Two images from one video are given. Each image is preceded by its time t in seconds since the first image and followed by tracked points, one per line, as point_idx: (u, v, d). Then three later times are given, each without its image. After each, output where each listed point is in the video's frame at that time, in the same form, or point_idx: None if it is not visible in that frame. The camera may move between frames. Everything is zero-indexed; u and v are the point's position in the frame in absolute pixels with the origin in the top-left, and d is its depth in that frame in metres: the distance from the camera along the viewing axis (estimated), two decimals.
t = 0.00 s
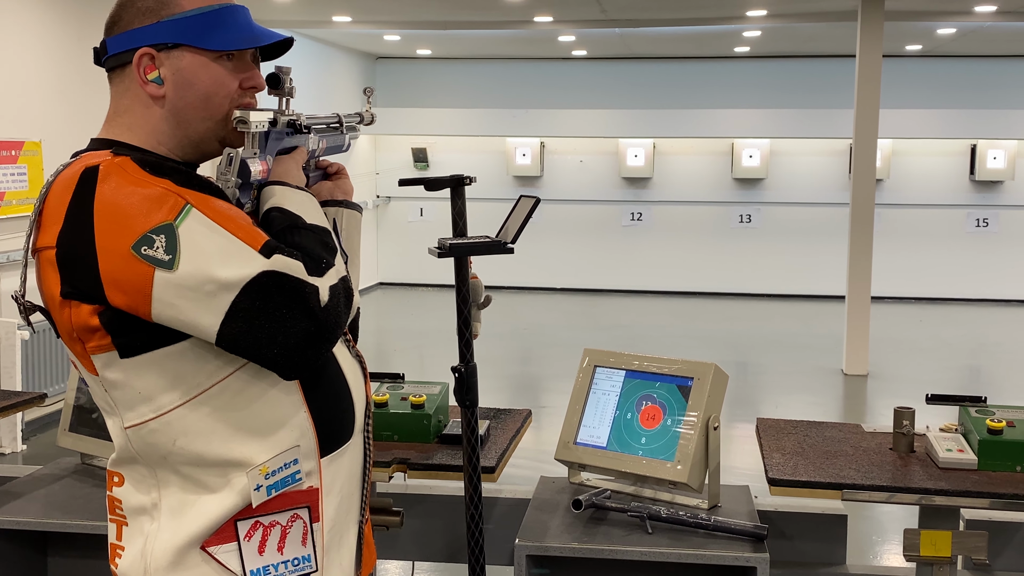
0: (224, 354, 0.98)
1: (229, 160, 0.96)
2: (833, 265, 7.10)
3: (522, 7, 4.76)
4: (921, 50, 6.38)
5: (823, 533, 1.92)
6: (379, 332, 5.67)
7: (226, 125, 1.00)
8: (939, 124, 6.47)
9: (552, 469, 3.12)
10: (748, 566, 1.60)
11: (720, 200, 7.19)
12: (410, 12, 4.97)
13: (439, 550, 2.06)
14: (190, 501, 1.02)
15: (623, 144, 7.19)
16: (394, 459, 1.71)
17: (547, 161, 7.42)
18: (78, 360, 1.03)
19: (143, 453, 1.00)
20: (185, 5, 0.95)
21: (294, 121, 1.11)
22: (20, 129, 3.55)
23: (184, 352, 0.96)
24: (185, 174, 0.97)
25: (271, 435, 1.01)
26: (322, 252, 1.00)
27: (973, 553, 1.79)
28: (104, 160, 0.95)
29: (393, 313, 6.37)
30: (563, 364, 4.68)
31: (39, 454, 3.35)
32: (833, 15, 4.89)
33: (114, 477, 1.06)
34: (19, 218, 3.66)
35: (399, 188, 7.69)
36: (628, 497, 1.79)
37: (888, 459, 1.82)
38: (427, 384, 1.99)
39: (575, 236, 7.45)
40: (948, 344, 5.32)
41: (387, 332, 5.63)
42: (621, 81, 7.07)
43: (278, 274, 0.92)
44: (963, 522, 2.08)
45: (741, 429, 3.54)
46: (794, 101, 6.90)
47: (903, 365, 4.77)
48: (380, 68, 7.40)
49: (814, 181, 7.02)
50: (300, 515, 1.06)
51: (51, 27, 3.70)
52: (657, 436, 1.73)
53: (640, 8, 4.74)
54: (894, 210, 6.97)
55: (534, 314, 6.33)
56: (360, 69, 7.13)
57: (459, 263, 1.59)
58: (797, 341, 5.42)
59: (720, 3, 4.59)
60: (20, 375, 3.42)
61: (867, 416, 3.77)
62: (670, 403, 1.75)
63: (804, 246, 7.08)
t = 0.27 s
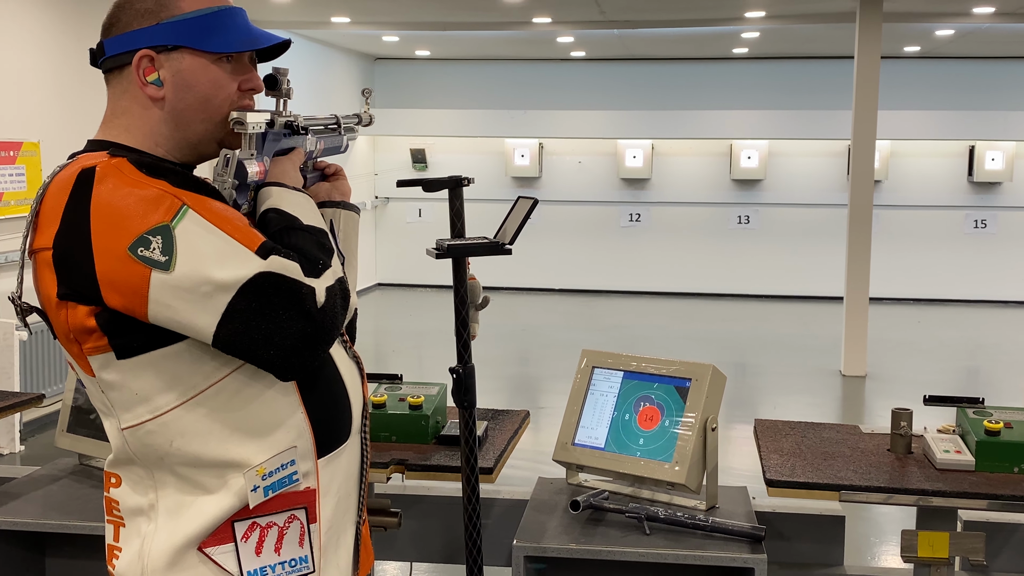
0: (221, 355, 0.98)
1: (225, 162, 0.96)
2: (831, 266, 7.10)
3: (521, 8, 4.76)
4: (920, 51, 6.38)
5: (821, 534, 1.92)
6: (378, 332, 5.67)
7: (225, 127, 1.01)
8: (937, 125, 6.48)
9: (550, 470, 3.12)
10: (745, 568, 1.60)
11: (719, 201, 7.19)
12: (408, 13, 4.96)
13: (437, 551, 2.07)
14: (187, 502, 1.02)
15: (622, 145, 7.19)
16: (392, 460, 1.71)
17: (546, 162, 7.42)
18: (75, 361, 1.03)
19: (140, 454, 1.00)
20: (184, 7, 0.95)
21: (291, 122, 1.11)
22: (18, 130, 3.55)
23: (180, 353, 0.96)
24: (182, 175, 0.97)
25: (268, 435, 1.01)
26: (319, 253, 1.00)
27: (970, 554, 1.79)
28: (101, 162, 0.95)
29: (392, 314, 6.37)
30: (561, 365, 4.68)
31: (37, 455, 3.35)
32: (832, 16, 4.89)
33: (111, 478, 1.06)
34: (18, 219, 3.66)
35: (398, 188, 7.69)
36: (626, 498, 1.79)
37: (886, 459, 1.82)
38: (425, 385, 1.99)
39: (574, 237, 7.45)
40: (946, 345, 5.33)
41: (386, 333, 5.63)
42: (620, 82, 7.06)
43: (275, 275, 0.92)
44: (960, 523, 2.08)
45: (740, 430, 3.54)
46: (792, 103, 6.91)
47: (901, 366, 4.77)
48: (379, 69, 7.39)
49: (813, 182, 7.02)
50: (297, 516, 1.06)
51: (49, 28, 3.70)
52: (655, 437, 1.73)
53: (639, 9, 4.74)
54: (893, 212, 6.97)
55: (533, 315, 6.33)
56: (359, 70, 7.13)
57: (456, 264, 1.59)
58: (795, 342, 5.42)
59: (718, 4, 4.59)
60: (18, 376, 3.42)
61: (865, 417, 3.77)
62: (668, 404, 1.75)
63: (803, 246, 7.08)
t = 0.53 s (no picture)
0: (219, 355, 0.98)
1: (223, 162, 0.96)
2: (830, 266, 7.10)
3: (520, 8, 4.76)
4: (919, 52, 6.39)
5: (820, 535, 1.92)
6: (377, 332, 5.67)
7: (224, 128, 1.01)
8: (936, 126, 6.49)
9: (549, 470, 3.12)
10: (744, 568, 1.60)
11: (717, 201, 7.19)
12: (407, 14, 4.96)
13: (436, 551, 2.07)
14: (186, 502, 1.02)
15: (621, 146, 7.19)
16: (391, 460, 1.71)
17: (545, 162, 7.42)
18: (73, 362, 1.03)
19: (138, 455, 1.00)
20: (185, 8, 0.95)
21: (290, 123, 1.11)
22: (16, 130, 3.55)
23: (178, 354, 0.96)
24: (180, 176, 0.97)
25: (266, 436, 1.01)
26: (318, 254, 1.00)
27: (969, 554, 1.79)
28: (99, 162, 0.95)
29: (391, 314, 6.37)
30: (560, 365, 4.68)
31: (36, 455, 3.35)
32: (831, 17, 4.89)
33: (110, 479, 1.06)
34: (17, 219, 3.66)
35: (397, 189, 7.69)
36: (625, 498, 1.79)
37: (885, 460, 1.82)
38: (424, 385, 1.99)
39: (573, 237, 7.46)
40: (945, 346, 5.33)
41: (385, 333, 5.63)
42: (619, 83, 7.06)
43: (273, 276, 0.92)
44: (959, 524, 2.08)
45: (738, 431, 3.54)
46: (791, 103, 6.91)
47: (900, 367, 4.77)
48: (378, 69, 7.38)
49: (812, 182, 7.02)
50: (296, 517, 1.06)
51: (48, 28, 3.70)
52: (654, 438, 1.73)
53: (638, 10, 4.74)
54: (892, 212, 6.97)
55: (532, 315, 6.33)
56: (358, 70, 7.13)
57: (455, 265, 1.59)
58: (794, 342, 5.42)
59: (718, 5, 4.59)
60: (17, 376, 3.42)
61: (864, 418, 3.78)
62: (667, 404, 1.75)
63: (802, 247, 7.08)
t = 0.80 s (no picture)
0: (218, 355, 0.98)
1: (222, 162, 0.96)
2: (829, 267, 7.11)
3: (519, 9, 4.76)
4: (918, 52, 6.40)
5: (819, 535, 1.92)
6: (377, 333, 5.67)
7: (224, 128, 1.01)
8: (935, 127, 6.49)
9: (548, 470, 3.12)
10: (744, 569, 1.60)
11: (716, 202, 7.20)
12: (406, 14, 4.96)
13: (435, 551, 2.07)
14: (184, 503, 1.02)
15: (621, 147, 7.19)
16: (390, 460, 1.71)
17: (544, 163, 7.42)
18: (72, 362, 1.03)
19: (137, 455, 1.00)
20: (185, 8, 0.95)
21: (289, 123, 1.11)
22: (16, 130, 3.55)
23: (176, 354, 0.96)
24: (178, 176, 0.97)
25: (265, 436, 1.01)
26: (316, 254, 1.00)
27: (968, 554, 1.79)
28: (97, 162, 0.95)
29: (390, 315, 6.37)
30: (559, 366, 4.68)
31: (35, 455, 3.35)
32: (830, 17, 4.89)
33: (108, 479, 1.06)
34: (16, 220, 3.66)
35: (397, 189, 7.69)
36: (624, 499, 1.80)
37: (884, 460, 1.82)
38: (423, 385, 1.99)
39: (572, 238, 7.46)
40: (944, 346, 5.33)
41: (384, 334, 5.63)
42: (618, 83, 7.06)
43: (271, 276, 0.92)
44: (957, 524, 2.09)
45: (737, 431, 3.54)
46: (790, 104, 6.92)
47: (899, 367, 4.78)
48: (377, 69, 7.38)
49: (812, 183, 7.02)
50: (294, 517, 1.06)
51: (48, 28, 3.70)
52: (653, 438, 1.73)
53: (637, 10, 4.74)
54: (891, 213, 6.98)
55: (532, 316, 6.33)
56: (358, 70, 7.13)
57: (454, 265, 1.59)
58: (794, 343, 5.43)
59: (717, 5, 4.60)
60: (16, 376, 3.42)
61: (863, 418, 3.78)
62: (666, 404, 1.75)
63: (801, 247, 7.09)
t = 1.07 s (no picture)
0: (218, 355, 0.98)
1: (221, 162, 0.96)
2: (829, 267, 7.11)
3: (519, 9, 4.76)
4: (918, 53, 6.40)
5: (820, 535, 1.92)
6: (377, 333, 5.67)
7: (223, 129, 1.01)
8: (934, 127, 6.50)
9: (548, 471, 3.12)
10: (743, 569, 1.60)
11: (716, 202, 7.20)
12: (406, 14, 4.96)
13: (435, 551, 2.07)
14: (184, 503, 1.02)
15: (621, 147, 7.19)
16: (390, 461, 1.71)
17: (544, 163, 7.42)
18: (71, 363, 1.03)
19: (136, 455, 1.00)
20: (185, 8, 0.95)
21: (288, 123, 1.11)
22: (17, 130, 3.56)
23: (176, 354, 0.96)
24: (177, 176, 0.97)
25: (265, 436, 1.01)
26: (315, 254, 1.00)
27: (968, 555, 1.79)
28: (97, 162, 0.95)
29: (390, 315, 6.37)
30: (559, 366, 4.68)
31: (35, 456, 3.34)
32: (829, 18, 4.89)
33: (108, 479, 1.06)
34: (16, 220, 3.66)
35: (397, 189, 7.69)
36: (624, 499, 1.79)
37: (884, 460, 1.82)
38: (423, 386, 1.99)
39: (572, 238, 7.46)
40: (944, 347, 5.33)
41: (384, 334, 5.63)
42: (618, 84, 7.07)
43: (271, 276, 0.92)
44: (958, 524, 2.09)
45: (737, 431, 3.54)
46: (790, 104, 6.92)
47: (898, 368, 4.78)
48: (377, 70, 7.39)
49: (811, 183, 7.03)
50: (294, 517, 1.06)
51: (48, 28, 3.70)
52: (653, 438, 1.73)
53: (637, 11, 4.74)
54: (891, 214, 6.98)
55: (531, 316, 6.33)
56: (358, 71, 7.13)
57: (454, 265, 1.59)
58: (794, 343, 5.42)
59: (717, 6, 4.60)
60: (16, 377, 3.42)
61: (863, 419, 3.78)
62: (666, 405, 1.75)
63: (801, 248, 7.09)
